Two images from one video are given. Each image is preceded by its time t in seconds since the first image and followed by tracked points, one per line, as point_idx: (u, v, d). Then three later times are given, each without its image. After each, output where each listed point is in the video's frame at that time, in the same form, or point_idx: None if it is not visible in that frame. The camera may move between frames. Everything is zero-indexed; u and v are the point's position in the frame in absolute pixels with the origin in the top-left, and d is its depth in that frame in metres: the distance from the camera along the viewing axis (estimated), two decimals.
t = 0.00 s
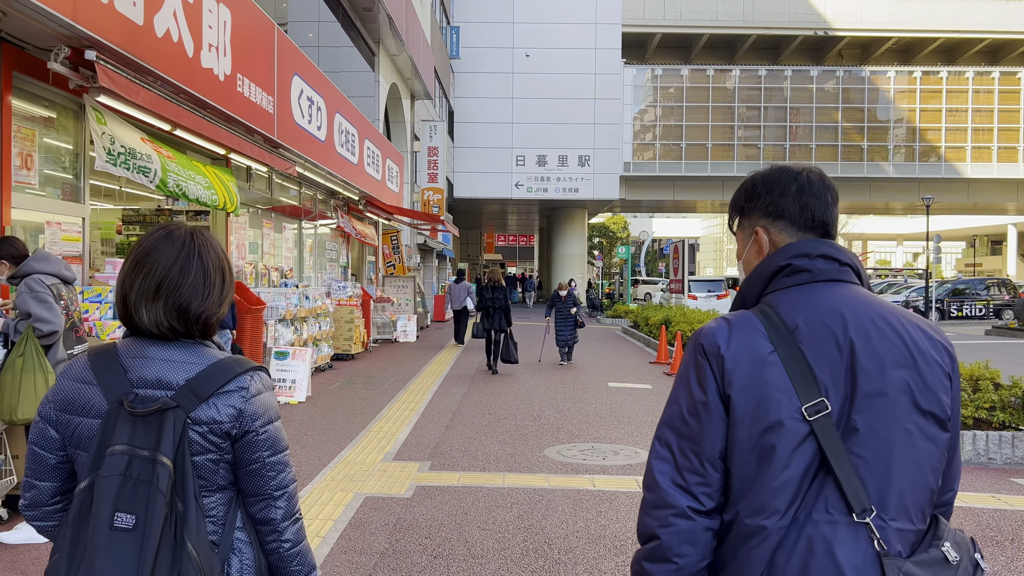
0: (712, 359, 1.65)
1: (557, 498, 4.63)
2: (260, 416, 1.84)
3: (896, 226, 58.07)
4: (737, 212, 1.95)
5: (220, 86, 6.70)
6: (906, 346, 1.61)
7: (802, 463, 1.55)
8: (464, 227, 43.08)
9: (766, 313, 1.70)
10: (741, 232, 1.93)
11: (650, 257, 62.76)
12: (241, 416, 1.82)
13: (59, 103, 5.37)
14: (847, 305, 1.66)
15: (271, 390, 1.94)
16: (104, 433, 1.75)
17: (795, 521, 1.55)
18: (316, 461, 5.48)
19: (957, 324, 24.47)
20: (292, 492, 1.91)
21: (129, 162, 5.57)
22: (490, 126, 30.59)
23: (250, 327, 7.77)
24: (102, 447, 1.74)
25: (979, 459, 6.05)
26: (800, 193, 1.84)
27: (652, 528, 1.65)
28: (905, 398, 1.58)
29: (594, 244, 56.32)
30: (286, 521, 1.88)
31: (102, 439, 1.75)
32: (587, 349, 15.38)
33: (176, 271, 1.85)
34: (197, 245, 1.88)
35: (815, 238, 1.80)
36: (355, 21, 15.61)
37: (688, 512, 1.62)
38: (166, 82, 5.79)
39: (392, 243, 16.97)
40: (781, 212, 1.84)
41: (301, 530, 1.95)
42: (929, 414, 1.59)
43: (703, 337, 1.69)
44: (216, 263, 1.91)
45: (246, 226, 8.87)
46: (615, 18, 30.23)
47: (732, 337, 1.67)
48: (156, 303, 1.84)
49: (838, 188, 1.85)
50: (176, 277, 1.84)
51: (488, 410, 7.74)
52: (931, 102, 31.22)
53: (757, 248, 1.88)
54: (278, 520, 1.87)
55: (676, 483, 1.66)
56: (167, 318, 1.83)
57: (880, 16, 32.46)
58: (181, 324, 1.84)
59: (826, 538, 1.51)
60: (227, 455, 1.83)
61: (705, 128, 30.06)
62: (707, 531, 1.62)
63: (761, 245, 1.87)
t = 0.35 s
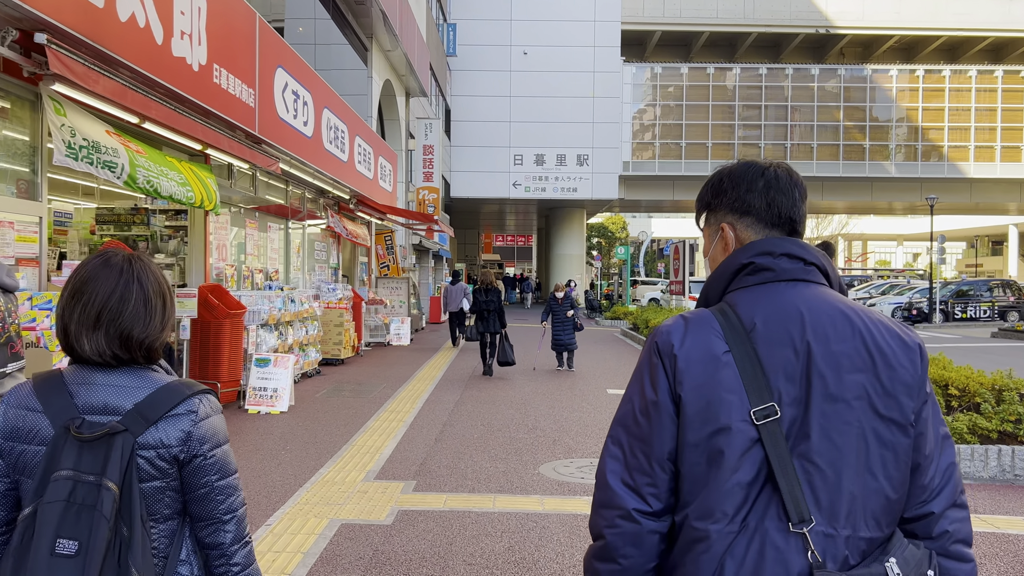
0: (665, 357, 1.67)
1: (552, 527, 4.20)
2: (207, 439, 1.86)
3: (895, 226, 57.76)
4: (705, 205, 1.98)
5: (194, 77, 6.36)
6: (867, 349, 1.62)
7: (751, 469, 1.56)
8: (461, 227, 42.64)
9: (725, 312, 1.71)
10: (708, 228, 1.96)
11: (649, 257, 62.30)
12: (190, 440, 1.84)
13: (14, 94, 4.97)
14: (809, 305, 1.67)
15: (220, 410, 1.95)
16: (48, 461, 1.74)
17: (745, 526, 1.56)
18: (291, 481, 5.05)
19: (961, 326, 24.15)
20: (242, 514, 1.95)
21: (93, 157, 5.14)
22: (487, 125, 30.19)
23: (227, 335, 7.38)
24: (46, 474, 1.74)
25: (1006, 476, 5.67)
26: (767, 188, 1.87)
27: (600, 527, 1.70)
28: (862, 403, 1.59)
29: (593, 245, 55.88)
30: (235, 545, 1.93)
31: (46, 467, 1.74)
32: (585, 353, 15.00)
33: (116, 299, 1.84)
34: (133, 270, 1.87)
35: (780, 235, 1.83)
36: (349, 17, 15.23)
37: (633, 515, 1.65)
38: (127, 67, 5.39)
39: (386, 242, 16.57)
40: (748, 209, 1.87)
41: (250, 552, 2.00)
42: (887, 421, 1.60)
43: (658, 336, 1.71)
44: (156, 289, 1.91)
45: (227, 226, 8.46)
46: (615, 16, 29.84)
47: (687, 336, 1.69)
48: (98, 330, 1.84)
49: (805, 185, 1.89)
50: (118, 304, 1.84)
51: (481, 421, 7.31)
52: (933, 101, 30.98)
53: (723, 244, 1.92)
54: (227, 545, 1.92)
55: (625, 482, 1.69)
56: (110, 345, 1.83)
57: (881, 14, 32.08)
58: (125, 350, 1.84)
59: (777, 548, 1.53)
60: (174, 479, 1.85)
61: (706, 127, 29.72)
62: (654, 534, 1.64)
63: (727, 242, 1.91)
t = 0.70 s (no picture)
0: (664, 354, 1.61)
1: (550, 545, 3.79)
2: (133, 408, 1.78)
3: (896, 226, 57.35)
4: (707, 204, 1.92)
5: (167, 58, 6.01)
6: (868, 354, 1.56)
7: (749, 471, 1.49)
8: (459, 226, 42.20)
9: (725, 311, 1.65)
10: (712, 226, 1.89)
11: (649, 257, 61.87)
12: (115, 408, 1.78)
13: None
14: (808, 307, 1.61)
15: (158, 382, 1.90)
16: None
17: (743, 532, 1.49)
18: (266, 491, 4.63)
19: (967, 326, 23.75)
20: (172, 493, 1.85)
21: (54, 141, 4.73)
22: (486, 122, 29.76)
23: (207, 331, 6.97)
24: None
25: None
26: (777, 189, 1.80)
27: (597, 528, 1.62)
28: (862, 408, 1.54)
29: (593, 244, 55.45)
30: (161, 525, 1.82)
31: None
32: (585, 354, 14.61)
33: (62, 258, 1.81)
34: (88, 235, 1.84)
35: (786, 238, 1.77)
36: (343, 9, 14.87)
37: (633, 513, 1.58)
38: (98, 48, 5.13)
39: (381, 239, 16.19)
40: (756, 210, 1.80)
41: (182, 535, 1.89)
42: (886, 427, 1.54)
43: (657, 332, 1.65)
44: (114, 256, 1.88)
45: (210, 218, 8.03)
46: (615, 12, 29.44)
47: (686, 333, 1.63)
48: (42, 292, 1.80)
49: (813, 188, 1.83)
50: (63, 265, 1.81)
51: (474, 423, 6.88)
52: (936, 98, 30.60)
53: (727, 244, 1.85)
54: (159, 521, 1.82)
55: (622, 483, 1.63)
56: (52, 308, 1.79)
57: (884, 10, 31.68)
58: (69, 313, 1.80)
59: (773, 555, 1.47)
60: (101, 449, 1.78)
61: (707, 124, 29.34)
62: (653, 532, 1.59)
63: (732, 241, 1.84)
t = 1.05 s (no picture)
0: (665, 363, 1.51)
1: None
2: (129, 413, 1.77)
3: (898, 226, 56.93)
4: (679, 203, 1.85)
5: (141, 44, 5.61)
6: (872, 353, 1.53)
7: (764, 481, 1.43)
8: (458, 226, 41.83)
9: (719, 313, 1.58)
10: (692, 223, 1.83)
11: (649, 258, 61.50)
12: (109, 413, 1.76)
13: None
14: (808, 306, 1.56)
15: (148, 386, 1.88)
16: None
17: (755, 546, 1.43)
18: (241, 515, 4.23)
19: (974, 328, 23.35)
20: (167, 493, 1.85)
21: (10, 129, 4.31)
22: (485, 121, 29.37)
23: (187, 336, 6.56)
24: None
25: None
26: (758, 184, 1.75)
27: (595, 556, 1.50)
28: (873, 409, 1.49)
29: (593, 244, 55.11)
30: (157, 525, 1.82)
31: None
32: (586, 357, 14.20)
33: (37, 262, 1.78)
34: (64, 236, 1.81)
35: (772, 234, 1.71)
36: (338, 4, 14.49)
37: (637, 538, 1.47)
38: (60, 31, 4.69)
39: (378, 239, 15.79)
40: (740, 205, 1.75)
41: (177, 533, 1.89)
42: (894, 426, 1.50)
43: (653, 339, 1.56)
44: (94, 257, 1.84)
45: (192, 216, 7.62)
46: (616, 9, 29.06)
47: (685, 340, 1.54)
48: (20, 297, 1.77)
49: (788, 180, 1.79)
50: (39, 268, 1.78)
51: (470, 433, 6.48)
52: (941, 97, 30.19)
53: (710, 243, 1.78)
54: (152, 523, 1.81)
55: (623, 505, 1.51)
56: (31, 312, 1.77)
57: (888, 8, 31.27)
58: (47, 317, 1.77)
59: (788, 564, 1.40)
60: (94, 452, 1.76)
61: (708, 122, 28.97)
62: (657, 559, 1.47)
63: (714, 239, 1.77)
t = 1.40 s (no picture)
0: (629, 366, 1.47)
1: None
2: (103, 430, 1.81)
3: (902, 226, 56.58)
4: (653, 197, 1.84)
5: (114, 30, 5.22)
6: (847, 356, 1.48)
7: (727, 491, 1.38)
8: (458, 226, 41.43)
9: (689, 313, 1.54)
10: (666, 218, 1.81)
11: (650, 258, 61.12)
12: (84, 431, 1.80)
13: None
14: (781, 306, 1.52)
15: (122, 401, 1.93)
16: None
17: (718, 555, 1.38)
18: (213, 545, 3.82)
19: (982, 330, 23.00)
20: (142, 509, 1.90)
21: None
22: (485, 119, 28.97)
23: (166, 343, 6.15)
24: None
25: None
26: (735, 178, 1.72)
27: (551, 560, 1.50)
28: (843, 415, 1.45)
29: (594, 243, 54.72)
30: (135, 541, 1.87)
31: None
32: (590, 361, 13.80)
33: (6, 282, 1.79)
34: (32, 256, 1.82)
35: (747, 229, 1.69)
36: None
37: (591, 547, 1.45)
38: (23, 15, 4.28)
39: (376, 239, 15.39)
40: (717, 200, 1.72)
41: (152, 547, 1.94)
42: (870, 434, 1.45)
43: (619, 341, 1.51)
44: (61, 275, 1.87)
45: (176, 213, 7.21)
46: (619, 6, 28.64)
47: (652, 341, 1.50)
48: None
49: (767, 178, 1.77)
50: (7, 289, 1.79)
51: (469, 447, 6.06)
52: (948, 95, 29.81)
53: (684, 238, 1.77)
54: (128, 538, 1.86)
55: (581, 511, 1.49)
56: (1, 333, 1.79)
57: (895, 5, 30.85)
58: (18, 338, 1.80)
59: None
60: (68, 472, 1.80)
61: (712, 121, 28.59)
62: (612, 567, 1.45)
63: (689, 234, 1.75)
